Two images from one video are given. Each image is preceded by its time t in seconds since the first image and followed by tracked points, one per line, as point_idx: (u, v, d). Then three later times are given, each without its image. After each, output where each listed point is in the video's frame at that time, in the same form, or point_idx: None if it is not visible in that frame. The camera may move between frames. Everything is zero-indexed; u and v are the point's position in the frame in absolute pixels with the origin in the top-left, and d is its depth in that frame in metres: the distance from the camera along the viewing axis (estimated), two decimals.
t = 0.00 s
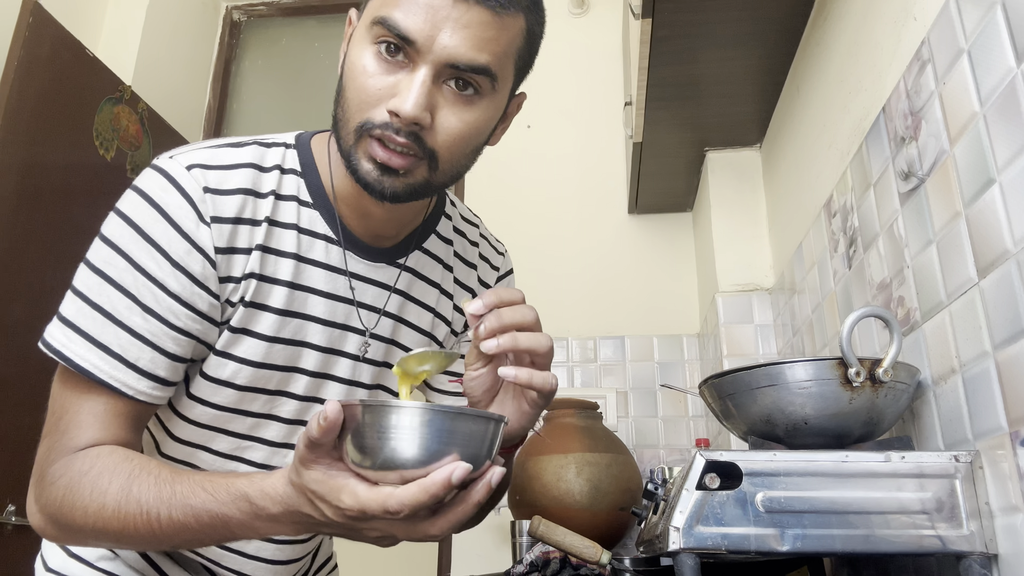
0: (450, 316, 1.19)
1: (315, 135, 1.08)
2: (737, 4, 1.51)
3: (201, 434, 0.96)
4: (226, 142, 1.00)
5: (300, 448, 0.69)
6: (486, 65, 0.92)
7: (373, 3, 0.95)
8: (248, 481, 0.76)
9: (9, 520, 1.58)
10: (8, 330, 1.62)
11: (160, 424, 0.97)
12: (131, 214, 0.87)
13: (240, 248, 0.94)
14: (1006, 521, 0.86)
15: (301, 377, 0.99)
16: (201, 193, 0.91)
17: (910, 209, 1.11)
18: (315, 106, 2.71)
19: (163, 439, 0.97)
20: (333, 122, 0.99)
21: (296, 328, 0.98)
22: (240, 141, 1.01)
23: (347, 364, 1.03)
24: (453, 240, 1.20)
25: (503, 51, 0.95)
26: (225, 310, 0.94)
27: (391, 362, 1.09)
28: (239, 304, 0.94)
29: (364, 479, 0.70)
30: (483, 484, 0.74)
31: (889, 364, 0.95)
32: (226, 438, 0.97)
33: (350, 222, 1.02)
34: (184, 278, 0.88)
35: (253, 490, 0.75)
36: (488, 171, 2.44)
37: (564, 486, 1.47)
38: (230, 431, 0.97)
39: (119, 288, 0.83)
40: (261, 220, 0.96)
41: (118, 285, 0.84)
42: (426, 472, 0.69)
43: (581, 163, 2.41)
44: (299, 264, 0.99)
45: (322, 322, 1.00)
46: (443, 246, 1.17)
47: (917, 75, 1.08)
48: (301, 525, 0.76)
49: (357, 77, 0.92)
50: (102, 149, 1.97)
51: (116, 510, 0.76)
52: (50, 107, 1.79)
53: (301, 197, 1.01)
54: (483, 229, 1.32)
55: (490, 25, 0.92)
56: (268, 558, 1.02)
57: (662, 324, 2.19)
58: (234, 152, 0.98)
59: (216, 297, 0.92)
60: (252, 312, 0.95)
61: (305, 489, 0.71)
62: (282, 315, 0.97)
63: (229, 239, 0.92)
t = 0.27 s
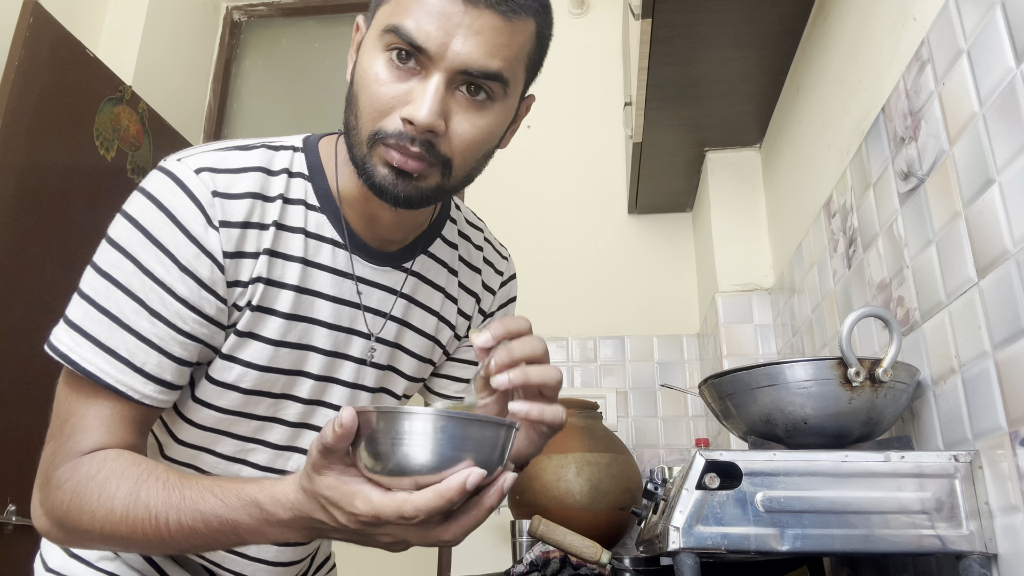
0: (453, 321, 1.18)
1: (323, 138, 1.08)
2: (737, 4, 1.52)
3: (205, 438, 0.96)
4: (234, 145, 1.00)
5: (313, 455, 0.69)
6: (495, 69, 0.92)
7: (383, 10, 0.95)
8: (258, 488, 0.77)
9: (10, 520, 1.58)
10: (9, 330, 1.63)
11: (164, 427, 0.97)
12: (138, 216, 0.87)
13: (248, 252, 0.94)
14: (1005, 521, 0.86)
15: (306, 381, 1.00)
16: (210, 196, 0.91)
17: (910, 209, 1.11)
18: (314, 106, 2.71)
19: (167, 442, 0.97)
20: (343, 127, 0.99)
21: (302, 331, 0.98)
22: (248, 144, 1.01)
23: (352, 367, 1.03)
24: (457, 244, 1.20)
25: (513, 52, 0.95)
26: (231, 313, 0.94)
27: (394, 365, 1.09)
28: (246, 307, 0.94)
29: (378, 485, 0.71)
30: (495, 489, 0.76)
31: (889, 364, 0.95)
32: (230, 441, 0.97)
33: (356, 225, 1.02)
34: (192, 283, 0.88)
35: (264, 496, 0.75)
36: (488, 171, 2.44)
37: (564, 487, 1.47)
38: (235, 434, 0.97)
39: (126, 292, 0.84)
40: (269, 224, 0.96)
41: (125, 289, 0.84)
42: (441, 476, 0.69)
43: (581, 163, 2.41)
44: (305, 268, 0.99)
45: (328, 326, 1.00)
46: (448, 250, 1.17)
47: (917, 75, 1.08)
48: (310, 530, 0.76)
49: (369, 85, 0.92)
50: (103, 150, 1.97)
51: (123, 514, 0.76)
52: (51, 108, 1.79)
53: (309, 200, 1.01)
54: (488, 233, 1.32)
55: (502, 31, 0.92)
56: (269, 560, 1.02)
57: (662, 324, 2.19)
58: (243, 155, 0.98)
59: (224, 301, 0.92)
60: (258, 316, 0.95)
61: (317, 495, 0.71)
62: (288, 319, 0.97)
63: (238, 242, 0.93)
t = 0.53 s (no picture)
0: (449, 320, 1.18)
1: (323, 130, 1.08)
2: (737, 4, 1.52)
3: (200, 435, 0.96)
4: (233, 134, 1.00)
5: (321, 455, 0.69)
6: (521, 83, 0.93)
7: (416, 5, 0.95)
8: (260, 489, 0.77)
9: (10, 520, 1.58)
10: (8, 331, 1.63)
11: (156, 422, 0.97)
12: (132, 202, 0.86)
13: (243, 242, 0.94)
14: (1005, 521, 0.86)
15: (299, 376, 1.00)
16: (206, 183, 0.91)
17: (910, 208, 1.11)
18: (314, 106, 2.71)
19: (160, 438, 0.97)
20: (355, 118, 0.98)
21: (295, 324, 0.99)
22: (246, 134, 1.01)
23: (347, 363, 1.03)
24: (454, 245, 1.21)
25: (539, 68, 0.96)
26: (224, 304, 0.94)
27: (389, 362, 1.09)
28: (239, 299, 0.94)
29: (389, 485, 0.71)
30: (504, 487, 0.78)
31: (889, 364, 0.95)
32: (224, 439, 0.97)
33: (354, 220, 1.02)
34: (184, 271, 0.87)
35: (265, 498, 0.76)
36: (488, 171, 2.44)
37: (564, 487, 1.47)
38: (228, 431, 0.97)
39: (117, 279, 0.83)
40: (264, 215, 0.96)
41: (116, 276, 0.83)
42: (452, 475, 0.70)
43: (581, 164, 2.41)
44: (300, 261, 0.99)
45: (322, 319, 1.01)
46: (445, 248, 1.18)
47: (917, 75, 1.08)
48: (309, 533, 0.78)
49: (394, 80, 0.92)
50: (103, 150, 1.97)
51: (112, 510, 0.76)
52: (51, 108, 1.79)
53: (306, 192, 1.01)
54: (484, 234, 1.32)
55: (531, 45, 0.93)
56: (264, 560, 1.02)
57: (662, 324, 2.19)
58: (240, 144, 0.98)
59: (217, 291, 0.92)
60: (251, 308, 0.95)
61: (323, 496, 0.72)
62: (282, 312, 0.97)
63: (232, 233, 0.93)
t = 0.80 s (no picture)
0: (441, 313, 1.20)
1: (317, 126, 1.09)
2: (736, 5, 1.52)
3: (192, 433, 0.95)
4: (227, 131, 1.00)
5: (313, 467, 0.70)
6: (534, 111, 0.94)
7: (438, 17, 0.95)
8: (251, 498, 0.78)
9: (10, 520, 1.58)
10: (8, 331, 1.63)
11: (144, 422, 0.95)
12: (127, 199, 0.86)
13: (238, 240, 0.94)
14: (1005, 521, 0.86)
15: (293, 373, 1.00)
16: (201, 182, 0.91)
17: (910, 208, 1.11)
18: (314, 106, 2.71)
19: (147, 440, 0.96)
20: (364, 118, 0.98)
21: (292, 324, 0.99)
22: (241, 131, 1.01)
23: (340, 360, 1.04)
24: (444, 239, 1.22)
25: (553, 98, 0.97)
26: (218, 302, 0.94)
27: (382, 360, 1.10)
28: (234, 297, 0.94)
29: (383, 496, 0.72)
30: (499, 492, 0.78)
31: (889, 364, 0.95)
32: (216, 435, 0.97)
33: (349, 215, 1.03)
34: (178, 271, 0.87)
35: (256, 507, 0.77)
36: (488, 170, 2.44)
37: (564, 486, 1.47)
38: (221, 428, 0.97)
39: (108, 277, 0.82)
40: (259, 213, 0.96)
41: (108, 274, 0.82)
42: (448, 483, 0.70)
43: (580, 163, 2.41)
44: (295, 259, 1.00)
45: (317, 318, 1.01)
46: (435, 243, 1.19)
47: (917, 75, 1.08)
48: (301, 543, 0.78)
49: (409, 88, 0.92)
50: (103, 150, 1.97)
51: (98, 514, 0.76)
52: (50, 108, 1.79)
53: (301, 189, 1.02)
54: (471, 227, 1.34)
55: (549, 74, 0.93)
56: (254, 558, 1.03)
57: (662, 323, 2.19)
58: (234, 141, 0.98)
59: (212, 290, 0.92)
60: (246, 306, 0.96)
61: (315, 507, 0.73)
62: (278, 310, 0.98)
63: (228, 231, 0.93)
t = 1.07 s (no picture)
0: (434, 318, 1.20)
1: (319, 129, 1.09)
2: (736, 5, 1.52)
3: (190, 429, 0.95)
4: (231, 131, 1.01)
5: (321, 454, 0.69)
6: (522, 106, 0.94)
7: (421, 25, 0.94)
8: (255, 487, 0.77)
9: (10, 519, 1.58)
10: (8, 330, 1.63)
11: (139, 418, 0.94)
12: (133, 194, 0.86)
13: (242, 237, 0.95)
14: (1005, 521, 0.86)
15: (291, 370, 1.00)
16: (208, 179, 0.91)
17: (910, 208, 1.11)
18: (315, 107, 2.71)
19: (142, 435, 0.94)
20: (360, 130, 0.98)
21: (290, 321, 1.00)
22: (246, 131, 1.02)
23: (337, 359, 1.05)
24: (438, 244, 1.22)
25: (540, 90, 0.97)
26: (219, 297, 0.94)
27: (377, 361, 1.11)
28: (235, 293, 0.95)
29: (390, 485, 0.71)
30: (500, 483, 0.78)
31: (889, 364, 0.95)
32: (214, 432, 0.96)
33: (346, 215, 1.03)
34: (183, 265, 0.87)
35: (262, 497, 0.76)
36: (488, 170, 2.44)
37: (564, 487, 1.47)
38: (219, 425, 0.96)
39: (113, 269, 0.82)
40: (263, 211, 0.97)
41: (113, 266, 0.82)
42: (454, 472, 0.70)
43: (581, 164, 2.41)
44: (296, 257, 1.00)
45: (316, 317, 1.02)
46: (431, 248, 1.19)
47: (917, 75, 1.08)
48: (305, 531, 0.78)
49: (399, 97, 0.92)
50: (103, 150, 1.97)
51: (100, 504, 0.75)
52: (50, 108, 1.79)
53: (303, 190, 1.02)
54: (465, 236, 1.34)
55: (533, 68, 0.93)
56: (247, 557, 1.03)
57: (662, 324, 2.19)
58: (239, 141, 0.99)
59: (214, 286, 0.92)
60: (247, 303, 0.96)
61: (322, 494, 0.72)
62: (278, 307, 0.98)
63: (233, 228, 0.93)
